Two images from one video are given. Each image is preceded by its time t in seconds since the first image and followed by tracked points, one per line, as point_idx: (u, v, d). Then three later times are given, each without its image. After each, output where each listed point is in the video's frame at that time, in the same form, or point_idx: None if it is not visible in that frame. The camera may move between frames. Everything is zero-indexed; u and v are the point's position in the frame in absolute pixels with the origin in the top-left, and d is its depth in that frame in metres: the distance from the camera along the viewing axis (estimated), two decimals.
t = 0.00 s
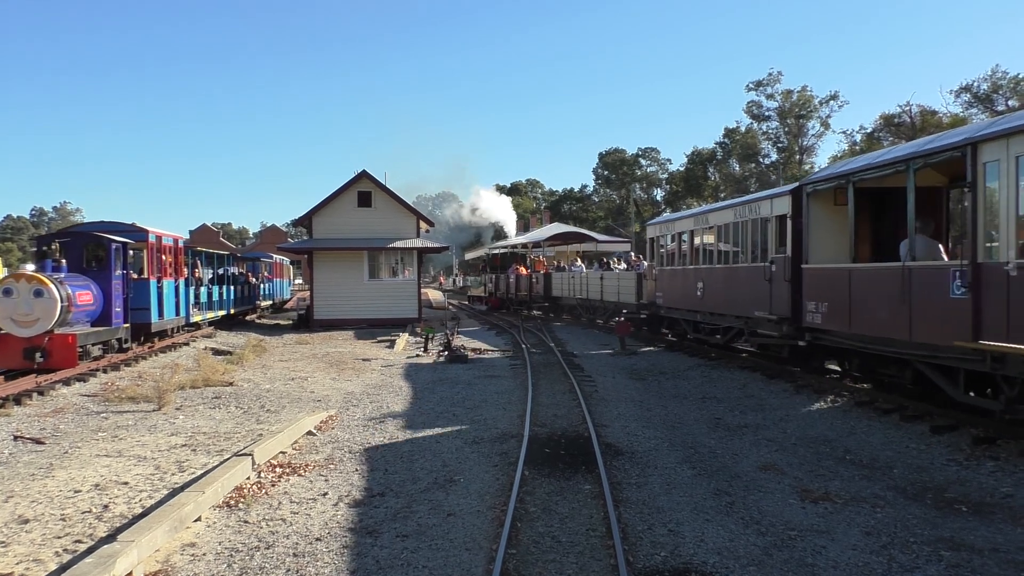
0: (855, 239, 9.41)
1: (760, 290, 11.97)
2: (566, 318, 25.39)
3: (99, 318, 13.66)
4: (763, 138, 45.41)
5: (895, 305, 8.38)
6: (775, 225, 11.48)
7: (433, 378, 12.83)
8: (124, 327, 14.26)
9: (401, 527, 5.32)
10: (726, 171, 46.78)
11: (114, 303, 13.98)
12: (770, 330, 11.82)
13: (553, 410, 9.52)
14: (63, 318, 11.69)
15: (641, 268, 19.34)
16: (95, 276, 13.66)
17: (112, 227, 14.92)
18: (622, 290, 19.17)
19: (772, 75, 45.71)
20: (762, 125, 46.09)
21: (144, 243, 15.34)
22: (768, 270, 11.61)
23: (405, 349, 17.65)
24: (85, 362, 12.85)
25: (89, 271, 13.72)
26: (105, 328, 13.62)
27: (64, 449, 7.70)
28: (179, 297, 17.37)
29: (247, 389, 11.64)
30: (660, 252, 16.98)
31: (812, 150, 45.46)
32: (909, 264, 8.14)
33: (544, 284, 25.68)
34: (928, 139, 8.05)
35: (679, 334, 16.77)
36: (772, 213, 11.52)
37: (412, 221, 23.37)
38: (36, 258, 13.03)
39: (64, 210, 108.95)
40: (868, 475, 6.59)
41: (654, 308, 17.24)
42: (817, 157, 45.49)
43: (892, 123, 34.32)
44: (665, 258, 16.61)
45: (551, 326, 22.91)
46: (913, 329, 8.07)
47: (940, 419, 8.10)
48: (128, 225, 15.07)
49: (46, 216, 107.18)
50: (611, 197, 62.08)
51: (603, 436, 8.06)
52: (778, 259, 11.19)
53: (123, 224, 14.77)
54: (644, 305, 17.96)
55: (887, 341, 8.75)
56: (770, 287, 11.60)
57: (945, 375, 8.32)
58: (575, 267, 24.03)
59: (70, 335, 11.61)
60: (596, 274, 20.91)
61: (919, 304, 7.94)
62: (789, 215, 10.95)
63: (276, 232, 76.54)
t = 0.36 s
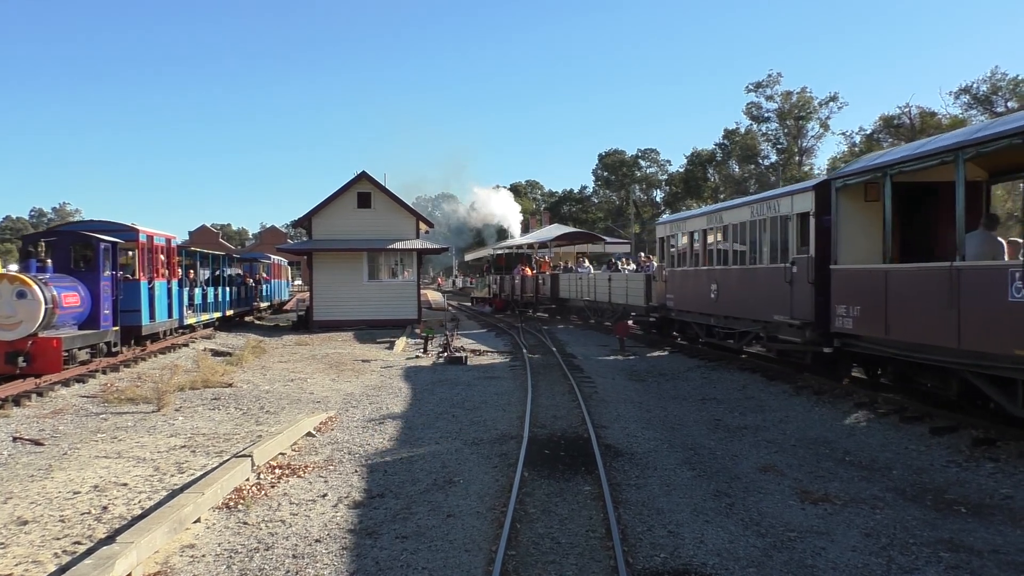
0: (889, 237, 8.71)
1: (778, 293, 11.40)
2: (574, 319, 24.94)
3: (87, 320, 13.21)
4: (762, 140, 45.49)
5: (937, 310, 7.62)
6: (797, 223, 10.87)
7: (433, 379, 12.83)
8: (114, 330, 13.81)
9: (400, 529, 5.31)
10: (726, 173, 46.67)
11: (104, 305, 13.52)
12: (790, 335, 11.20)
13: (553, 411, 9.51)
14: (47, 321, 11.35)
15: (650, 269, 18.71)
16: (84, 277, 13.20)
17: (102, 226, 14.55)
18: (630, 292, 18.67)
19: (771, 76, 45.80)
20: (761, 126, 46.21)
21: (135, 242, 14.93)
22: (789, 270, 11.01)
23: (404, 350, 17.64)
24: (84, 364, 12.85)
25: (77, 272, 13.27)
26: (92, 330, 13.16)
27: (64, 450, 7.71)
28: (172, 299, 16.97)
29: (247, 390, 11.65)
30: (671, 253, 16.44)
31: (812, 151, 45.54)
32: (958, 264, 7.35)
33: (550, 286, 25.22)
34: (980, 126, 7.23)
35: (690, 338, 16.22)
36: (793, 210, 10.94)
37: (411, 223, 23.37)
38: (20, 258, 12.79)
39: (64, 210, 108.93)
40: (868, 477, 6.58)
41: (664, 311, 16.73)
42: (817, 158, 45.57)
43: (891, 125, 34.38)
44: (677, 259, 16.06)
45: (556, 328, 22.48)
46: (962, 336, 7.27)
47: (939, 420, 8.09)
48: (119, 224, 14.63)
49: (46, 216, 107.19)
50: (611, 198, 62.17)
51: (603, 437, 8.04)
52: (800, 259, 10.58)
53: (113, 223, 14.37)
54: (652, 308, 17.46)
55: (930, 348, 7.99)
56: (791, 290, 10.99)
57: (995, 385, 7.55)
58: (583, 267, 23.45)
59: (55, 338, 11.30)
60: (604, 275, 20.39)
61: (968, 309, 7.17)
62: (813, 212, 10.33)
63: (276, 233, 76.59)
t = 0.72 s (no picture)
0: (935, 235, 7.89)
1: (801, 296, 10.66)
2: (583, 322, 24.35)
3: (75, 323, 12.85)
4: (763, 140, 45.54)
5: (995, 315, 6.82)
6: (823, 220, 10.09)
7: (434, 380, 12.85)
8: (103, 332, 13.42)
9: (400, 530, 5.32)
10: (726, 173, 46.55)
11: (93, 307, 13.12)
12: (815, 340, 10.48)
13: (553, 412, 9.52)
14: (31, 323, 11.10)
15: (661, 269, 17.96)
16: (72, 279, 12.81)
17: (92, 225, 14.36)
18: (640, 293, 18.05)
19: (772, 77, 45.84)
20: (762, 127, 46.28)
21: (126, 242, 14.65)
22: (815, 270, 10.19)
23: (404, 351, 17.64)
24: (85, 365, 12.86)
25: (65, 273, 12.89)
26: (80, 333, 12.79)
27: (65, 451, 7.72)
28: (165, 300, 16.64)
29: (247, 391, 11.67)
30: (684, 252, 15.67)
31: (813, 152, 45.58)
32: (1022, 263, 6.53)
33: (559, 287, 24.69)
34: None
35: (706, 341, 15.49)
36: (820, 205, 10.11)
37: (412, 224, 23.39)
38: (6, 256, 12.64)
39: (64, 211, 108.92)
40: (869, 478, 6.58)
41: (677, 313, 16.00)
42: (817, 159, 45.62)
43: (891, 125, 34.40)
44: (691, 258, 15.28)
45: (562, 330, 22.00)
46: None
47: (940, 421, 8.10)
48: (110, 223, 14.29)
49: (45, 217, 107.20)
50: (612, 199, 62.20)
51: (604, 438, 8.04)
52: (827, 259, 9.82)
53: (103, 222, 14.03)
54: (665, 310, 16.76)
55: (987, 358, 7.16)
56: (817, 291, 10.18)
57: None
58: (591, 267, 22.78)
59: (41, 341, 11.09)
60: (613, 276, 19.77)
61: None
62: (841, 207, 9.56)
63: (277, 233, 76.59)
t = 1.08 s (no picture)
0: (987, 231, 7.28)
1: (827, 297, 10.16)
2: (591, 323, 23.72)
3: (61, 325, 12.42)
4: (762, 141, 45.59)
5: None
6: (854, 216, 9.58)
7: (434, 380, 12.86)
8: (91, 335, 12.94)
9: (400, 530, 5.31)
10: (726, 173, 46.48)
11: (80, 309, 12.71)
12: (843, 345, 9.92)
13: (553, 412, 9.52)
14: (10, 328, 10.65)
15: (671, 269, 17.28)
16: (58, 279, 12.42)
17: (81, 224, 13.93)
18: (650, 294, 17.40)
19: (771, 77, 45.85)
20: (761, 127, 46.33)
21: (115, 241, 14.21)
22: (844, 270, 9.67)
23: (404, 352, 17.64)
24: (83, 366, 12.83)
25: (50, 274, 12.51)
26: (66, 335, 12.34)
27: (63, 451, 7.70)
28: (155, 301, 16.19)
29: (247, 391, 11.67)
30: (698, 252, 15.16)
31: (812, 152, 45.62)
32: None
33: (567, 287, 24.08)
34: None
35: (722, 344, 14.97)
36: (849, 200, 9.62)
37: (411, 224, 23.38)
38: None
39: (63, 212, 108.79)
40: (868, 478, 6.59)
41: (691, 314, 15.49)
42: (816, 159, 45.65)
43: (890, 125, 34.41)
44: (706, 258, 14.77)
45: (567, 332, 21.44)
46: None
47: (939, 421, 8.11)
48: (98, 221, 13.90)
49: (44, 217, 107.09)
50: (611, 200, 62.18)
51: (603, 438, 8.04)
52: (859, 257, 9.31)
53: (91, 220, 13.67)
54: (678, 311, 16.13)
55: None
56: (846, 292, 9.66)
57: None
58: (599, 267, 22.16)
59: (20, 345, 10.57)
60: (621, 276, 19.14)
61: None
62: (875, 201, 9.04)
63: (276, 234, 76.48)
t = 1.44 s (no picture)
0: None
1: (861, 299, 9.36)
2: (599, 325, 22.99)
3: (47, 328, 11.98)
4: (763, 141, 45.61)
5: None
6: (891, 210, 8.77)
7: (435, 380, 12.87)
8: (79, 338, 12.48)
9: (401, 530, 5.31)
10: (726, 174, 46.44)
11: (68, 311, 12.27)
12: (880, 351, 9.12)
13: (554, 412, 9.54)
14: None
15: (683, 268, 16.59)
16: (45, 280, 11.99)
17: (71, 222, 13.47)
18: (661, 295, 16.69)
19: (772, 77, 45.83)
20: (762, 127, 46.33)
21: (105, 240, 13.68)
22: (882, 270, 8.87)
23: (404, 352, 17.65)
24: (83, 366, 12.82)
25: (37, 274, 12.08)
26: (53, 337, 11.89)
27: (64, 451, 7.71)
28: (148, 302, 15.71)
29: (247, 391, 11.66)
30: (714, 251, 14.38)
31: (813, 152, 45.63)
32: None
33: (575, 288, 23.38)
34: None
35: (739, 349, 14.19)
36: (886, 193, 8.80)
37: (412, 224, 23.38)
38: None
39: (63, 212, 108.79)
40: (869, 478, 6.59)
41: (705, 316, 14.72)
42: (817, 159, 45.65)
43: (891, 126, 34.36)
44: (722, 258, 13.98)
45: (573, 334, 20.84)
46: None
47: (940, 421, 8.10)
48: (88, 219, 13.38)
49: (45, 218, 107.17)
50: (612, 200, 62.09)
51: (604, 439, 8.04)
52: (899, 256, 8.49)
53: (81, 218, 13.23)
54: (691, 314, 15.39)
55: None
56: (884, 294, 8.86)
57: None
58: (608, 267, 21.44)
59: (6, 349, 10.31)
60: (632, 277, 18.48)
61: None
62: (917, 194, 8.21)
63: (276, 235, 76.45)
